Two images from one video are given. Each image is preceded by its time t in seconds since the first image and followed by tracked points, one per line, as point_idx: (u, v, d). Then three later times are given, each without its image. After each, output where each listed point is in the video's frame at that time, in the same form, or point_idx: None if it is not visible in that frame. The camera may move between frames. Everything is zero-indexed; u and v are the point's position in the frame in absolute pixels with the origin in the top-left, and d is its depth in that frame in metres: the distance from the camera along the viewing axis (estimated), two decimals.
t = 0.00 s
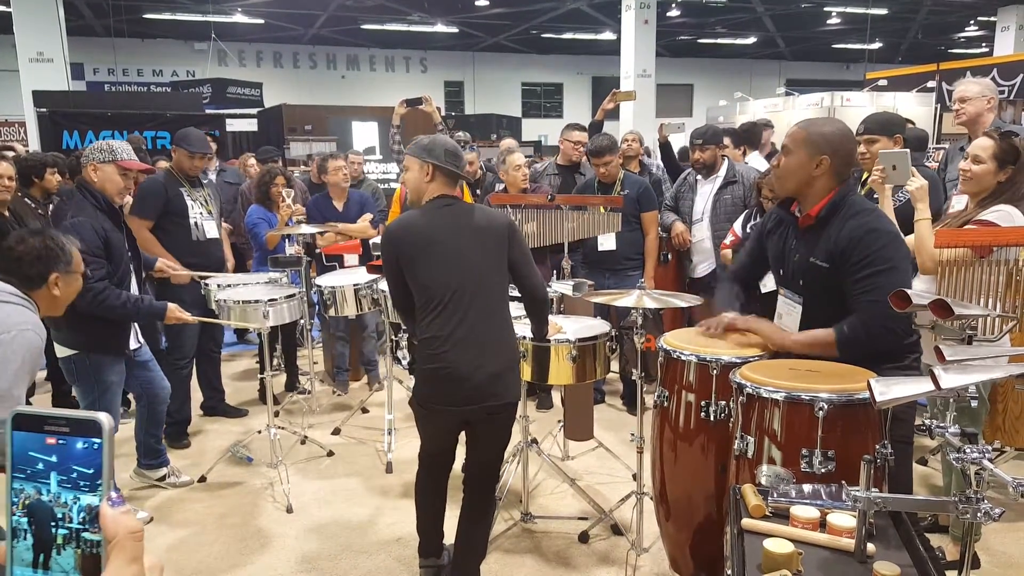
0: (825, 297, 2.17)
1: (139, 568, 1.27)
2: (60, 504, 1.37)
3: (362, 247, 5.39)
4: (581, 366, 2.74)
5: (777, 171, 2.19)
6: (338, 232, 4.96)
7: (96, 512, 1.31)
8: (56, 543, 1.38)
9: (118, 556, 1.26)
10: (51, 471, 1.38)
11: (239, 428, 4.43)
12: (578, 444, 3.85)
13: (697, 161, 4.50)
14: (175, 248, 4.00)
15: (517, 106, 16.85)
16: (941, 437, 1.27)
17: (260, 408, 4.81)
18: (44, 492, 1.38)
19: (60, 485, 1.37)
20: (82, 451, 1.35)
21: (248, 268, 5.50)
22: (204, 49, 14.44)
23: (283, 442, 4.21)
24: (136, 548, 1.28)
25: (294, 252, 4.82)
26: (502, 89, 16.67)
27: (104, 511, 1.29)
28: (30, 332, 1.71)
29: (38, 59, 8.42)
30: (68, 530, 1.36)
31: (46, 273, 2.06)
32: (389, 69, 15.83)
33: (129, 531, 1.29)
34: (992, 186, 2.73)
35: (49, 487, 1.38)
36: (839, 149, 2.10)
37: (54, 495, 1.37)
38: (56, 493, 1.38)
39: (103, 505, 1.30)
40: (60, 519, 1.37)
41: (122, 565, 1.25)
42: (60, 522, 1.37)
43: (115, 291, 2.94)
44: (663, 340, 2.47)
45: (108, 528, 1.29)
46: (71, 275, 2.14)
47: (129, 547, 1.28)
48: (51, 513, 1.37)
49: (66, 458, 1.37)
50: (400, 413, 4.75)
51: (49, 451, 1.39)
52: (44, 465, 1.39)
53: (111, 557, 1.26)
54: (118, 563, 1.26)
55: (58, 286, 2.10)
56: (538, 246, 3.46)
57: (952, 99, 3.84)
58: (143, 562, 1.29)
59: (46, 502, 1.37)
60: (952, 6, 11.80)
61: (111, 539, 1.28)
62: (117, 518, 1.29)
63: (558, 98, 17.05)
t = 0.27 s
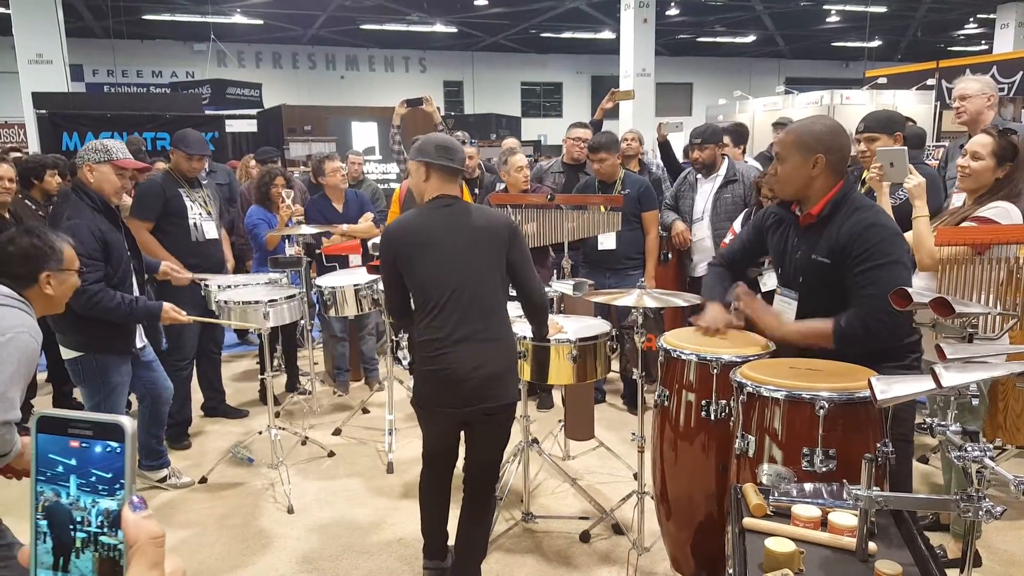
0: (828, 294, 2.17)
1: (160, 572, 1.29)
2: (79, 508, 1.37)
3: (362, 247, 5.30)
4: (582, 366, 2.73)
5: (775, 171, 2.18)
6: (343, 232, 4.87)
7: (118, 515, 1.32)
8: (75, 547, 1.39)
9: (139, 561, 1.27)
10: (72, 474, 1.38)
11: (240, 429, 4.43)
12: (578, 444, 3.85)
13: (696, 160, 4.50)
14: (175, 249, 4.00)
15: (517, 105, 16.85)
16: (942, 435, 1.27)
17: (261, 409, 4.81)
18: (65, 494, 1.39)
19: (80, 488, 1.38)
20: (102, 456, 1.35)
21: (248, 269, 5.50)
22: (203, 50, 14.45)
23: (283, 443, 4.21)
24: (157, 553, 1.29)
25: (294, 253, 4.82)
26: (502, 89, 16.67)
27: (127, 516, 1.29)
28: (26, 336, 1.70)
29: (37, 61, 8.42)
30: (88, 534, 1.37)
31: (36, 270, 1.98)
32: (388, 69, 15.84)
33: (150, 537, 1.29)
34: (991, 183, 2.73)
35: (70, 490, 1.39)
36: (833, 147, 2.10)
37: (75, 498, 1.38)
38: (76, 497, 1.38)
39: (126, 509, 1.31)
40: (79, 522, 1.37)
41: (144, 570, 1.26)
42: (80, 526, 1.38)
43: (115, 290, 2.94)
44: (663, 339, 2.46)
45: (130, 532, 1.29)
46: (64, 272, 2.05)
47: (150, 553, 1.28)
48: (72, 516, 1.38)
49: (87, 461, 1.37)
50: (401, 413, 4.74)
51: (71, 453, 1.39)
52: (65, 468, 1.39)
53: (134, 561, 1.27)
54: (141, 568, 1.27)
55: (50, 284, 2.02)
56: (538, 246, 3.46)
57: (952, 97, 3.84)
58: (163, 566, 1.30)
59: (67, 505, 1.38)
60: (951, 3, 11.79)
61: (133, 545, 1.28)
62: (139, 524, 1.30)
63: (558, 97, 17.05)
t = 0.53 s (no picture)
0: (828, 287, 2.17)
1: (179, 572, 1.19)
2: (96, 503, 1.38)
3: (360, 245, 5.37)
4: (582, 365, 2.74)
5: (781, 162, 2.18)
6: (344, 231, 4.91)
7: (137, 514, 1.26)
8: (92, 542, 1.39)
9: (157, 560, 1.18)
10: (88, 470, 1.40)
11: (239, 427, 4.43)
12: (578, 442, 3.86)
13: (696, 159, 4.51)
14: (174, 248, 4.00)
15: (517, 104, 16.84)
16: (940, 434, 1.27)
17: (260, 407, 4.82)
18: (82, 490, 1.41)
19: (96, 484, 1.39)
20: (117, 451, 1.38)
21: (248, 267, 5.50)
22: (202, 48, 14.43)
23: (283, 442, 4.21)
24: (176, 550, 1.20)
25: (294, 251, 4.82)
26: (501, 87, 16.66)
27: (146, 512, 1.21)
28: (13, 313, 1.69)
29: (36, 59, 8.41)
30: (104, 529, 1.37)
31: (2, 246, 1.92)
32: (388, 67, 15.83)
33: (168, 533, 1.20)
34: (990, 181, 2.73)
35: (87, 485, 1.40)
36: (841, 140, 2.09)
37: (93, 494, 1.39)
38: (93, 492, 1.39)
39: (145, 506, 1.23)
40: (95, 518, 1.38)
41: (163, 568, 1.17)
42: (97, 521, 1.38)
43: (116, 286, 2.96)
44: (663, 337, 2.47)
45: (149, 529, 1.21)
46: (35, 244, 1.97)
47: (168, 550, 1.19)
48: (88, 511, 1.38)
49: (102, 457, 1.39)
50: (400, 412, 4.75)
51: (89, 449, 1.42)
52: (82, 464, 1.41)
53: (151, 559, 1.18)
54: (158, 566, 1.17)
55: (20, 255, 1.95)
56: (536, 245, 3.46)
57: (952, 95, 3.84)
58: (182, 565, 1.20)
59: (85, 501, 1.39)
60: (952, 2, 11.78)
61: (151, 542, 1.20)
62: (158, 521, 1.21)
63: (558, 95, 17.04)
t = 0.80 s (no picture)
0: (827, 286, 2.17)
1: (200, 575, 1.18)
2: (110, 503, 1.38)
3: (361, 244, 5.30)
4: (581, 365, 2.74)
5: (780, 162, 2.19)
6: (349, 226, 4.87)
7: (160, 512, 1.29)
8: (107, 542, 1.39)
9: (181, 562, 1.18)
10: (103, 470, 1.40)
11: (239, 427, 4.43)
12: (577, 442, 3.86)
13: (695, 158, 4.51)
14: (173, 248, 3.99)
15: (516, 103, 16.84)
16: (939, 433, 1.27)
17: (260, 407, 4.81)
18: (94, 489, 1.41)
19: (111, 484, 1.39)
20: (131, 452, 1.38)
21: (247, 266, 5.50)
22: (202, 47, 14.42)
23: (282, 442, 4.21)
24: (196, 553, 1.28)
25: (293, 250, 4.82)
26: (501, 87, 16.66)
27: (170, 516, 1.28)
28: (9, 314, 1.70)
29: (35, 59, 8.39)
30: (118, 529, 1.37)
31: None
32: (387, 67, 15.82)
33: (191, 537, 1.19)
34: (990, 180, 2.73)
35: (100, 485, 1.40)
36: (839, 139, 2.10)
37: (106, 493, 1.39)
38: (107, 492, 1.39)
39: (166, 508, 1.29)
40: (110, 519, 1.38)
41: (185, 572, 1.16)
42: (111, 521, 1.38)
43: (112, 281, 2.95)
44: (662, 337, 2.47)
45: (169, 532, 1.28)
46: (31, 245, 1.97)
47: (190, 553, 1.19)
48: (102, 510, 1.38)
49: (118, 457, 1.39)
50: (400, 411, 4.75)
51: (104, 448, 1.41)
52: (97, 463, 1.41)
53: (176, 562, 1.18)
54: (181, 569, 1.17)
55: (17, 258, 1.95)
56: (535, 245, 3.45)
57: (952, 94, 3.84)
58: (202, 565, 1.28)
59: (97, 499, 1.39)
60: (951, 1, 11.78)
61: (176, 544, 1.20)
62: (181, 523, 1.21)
63: (557, 95, 17.04)
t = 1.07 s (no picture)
0: (828, 285, 2.17)
1: None
2: (114, 509, 1.39)
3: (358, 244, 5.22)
4: (580, 365, 2.74)
5: (780, 161, 2.18)
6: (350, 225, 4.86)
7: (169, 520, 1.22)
8: (109, 548, 1.39)
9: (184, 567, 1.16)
10: (109, 475, 1.42)
11: (238, 427, 4.43)
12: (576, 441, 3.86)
13: (694, 157, 4.50)
14: (172, 248, 3.99)
15: (515, 103, 16.84)
16: (939, 433, 1.27)
17: (259, 407, 4.81)
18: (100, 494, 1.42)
19: (116, 489, 1.40)
20: (135, 456, 1.39)
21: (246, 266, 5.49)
22: (201, 47, 14.41)
23: (281, 442, 4.21)
24: (203, 559, 1.17)
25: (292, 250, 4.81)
26: (500, 87, 16.66)
27: (173, 521, 1.18)
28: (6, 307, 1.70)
29: (34, 59, 8.38)
30: (122, 534, 1.37)
31: None
32: (386, 67, 15.82)
33: (194, 543, 1.17)
34: (991, 180, 2.73)
35: (105, 490, 1.41)
36: (840, 138, 2.10)
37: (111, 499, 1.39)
38: (112, 498, 1.40)
39: (173, 514, 1.20)
40: (113, 523, 1.38)
41: None
42: (115, 527, 1.38)
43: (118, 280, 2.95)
44: (661, 337, 2.47)
45: (176, 538, 1.17)
46: (21, 236, 1.96)
47: (194, 559, 1.17)
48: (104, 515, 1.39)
49: (121, 462, 1.40)
50: (399, 411, 4.74)
51: (110, 454, 1.43)
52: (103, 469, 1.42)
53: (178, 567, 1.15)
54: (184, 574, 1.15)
55: (6, 249, 1.94)
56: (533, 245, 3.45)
57: (952, 94, 3.84)
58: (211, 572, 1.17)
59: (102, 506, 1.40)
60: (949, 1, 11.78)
61: (178, 550, 1.17)
62: (184, 529, 1.18)
63: (556, 95, 17.04)
